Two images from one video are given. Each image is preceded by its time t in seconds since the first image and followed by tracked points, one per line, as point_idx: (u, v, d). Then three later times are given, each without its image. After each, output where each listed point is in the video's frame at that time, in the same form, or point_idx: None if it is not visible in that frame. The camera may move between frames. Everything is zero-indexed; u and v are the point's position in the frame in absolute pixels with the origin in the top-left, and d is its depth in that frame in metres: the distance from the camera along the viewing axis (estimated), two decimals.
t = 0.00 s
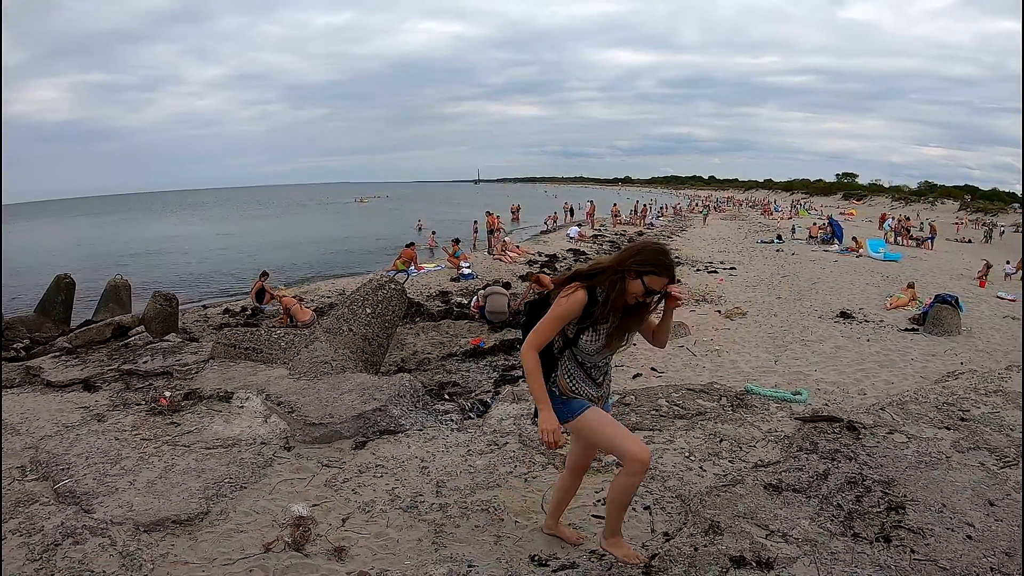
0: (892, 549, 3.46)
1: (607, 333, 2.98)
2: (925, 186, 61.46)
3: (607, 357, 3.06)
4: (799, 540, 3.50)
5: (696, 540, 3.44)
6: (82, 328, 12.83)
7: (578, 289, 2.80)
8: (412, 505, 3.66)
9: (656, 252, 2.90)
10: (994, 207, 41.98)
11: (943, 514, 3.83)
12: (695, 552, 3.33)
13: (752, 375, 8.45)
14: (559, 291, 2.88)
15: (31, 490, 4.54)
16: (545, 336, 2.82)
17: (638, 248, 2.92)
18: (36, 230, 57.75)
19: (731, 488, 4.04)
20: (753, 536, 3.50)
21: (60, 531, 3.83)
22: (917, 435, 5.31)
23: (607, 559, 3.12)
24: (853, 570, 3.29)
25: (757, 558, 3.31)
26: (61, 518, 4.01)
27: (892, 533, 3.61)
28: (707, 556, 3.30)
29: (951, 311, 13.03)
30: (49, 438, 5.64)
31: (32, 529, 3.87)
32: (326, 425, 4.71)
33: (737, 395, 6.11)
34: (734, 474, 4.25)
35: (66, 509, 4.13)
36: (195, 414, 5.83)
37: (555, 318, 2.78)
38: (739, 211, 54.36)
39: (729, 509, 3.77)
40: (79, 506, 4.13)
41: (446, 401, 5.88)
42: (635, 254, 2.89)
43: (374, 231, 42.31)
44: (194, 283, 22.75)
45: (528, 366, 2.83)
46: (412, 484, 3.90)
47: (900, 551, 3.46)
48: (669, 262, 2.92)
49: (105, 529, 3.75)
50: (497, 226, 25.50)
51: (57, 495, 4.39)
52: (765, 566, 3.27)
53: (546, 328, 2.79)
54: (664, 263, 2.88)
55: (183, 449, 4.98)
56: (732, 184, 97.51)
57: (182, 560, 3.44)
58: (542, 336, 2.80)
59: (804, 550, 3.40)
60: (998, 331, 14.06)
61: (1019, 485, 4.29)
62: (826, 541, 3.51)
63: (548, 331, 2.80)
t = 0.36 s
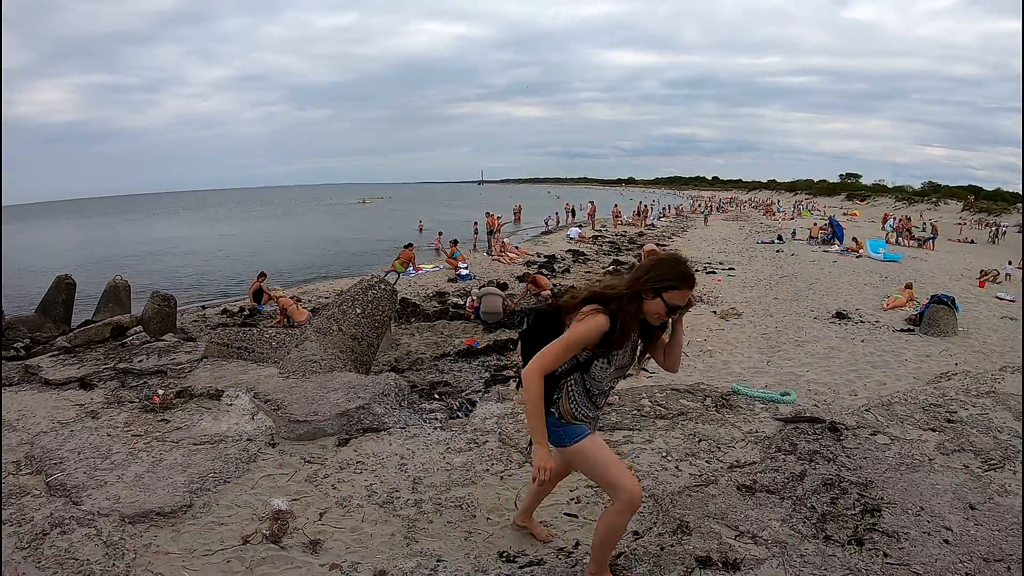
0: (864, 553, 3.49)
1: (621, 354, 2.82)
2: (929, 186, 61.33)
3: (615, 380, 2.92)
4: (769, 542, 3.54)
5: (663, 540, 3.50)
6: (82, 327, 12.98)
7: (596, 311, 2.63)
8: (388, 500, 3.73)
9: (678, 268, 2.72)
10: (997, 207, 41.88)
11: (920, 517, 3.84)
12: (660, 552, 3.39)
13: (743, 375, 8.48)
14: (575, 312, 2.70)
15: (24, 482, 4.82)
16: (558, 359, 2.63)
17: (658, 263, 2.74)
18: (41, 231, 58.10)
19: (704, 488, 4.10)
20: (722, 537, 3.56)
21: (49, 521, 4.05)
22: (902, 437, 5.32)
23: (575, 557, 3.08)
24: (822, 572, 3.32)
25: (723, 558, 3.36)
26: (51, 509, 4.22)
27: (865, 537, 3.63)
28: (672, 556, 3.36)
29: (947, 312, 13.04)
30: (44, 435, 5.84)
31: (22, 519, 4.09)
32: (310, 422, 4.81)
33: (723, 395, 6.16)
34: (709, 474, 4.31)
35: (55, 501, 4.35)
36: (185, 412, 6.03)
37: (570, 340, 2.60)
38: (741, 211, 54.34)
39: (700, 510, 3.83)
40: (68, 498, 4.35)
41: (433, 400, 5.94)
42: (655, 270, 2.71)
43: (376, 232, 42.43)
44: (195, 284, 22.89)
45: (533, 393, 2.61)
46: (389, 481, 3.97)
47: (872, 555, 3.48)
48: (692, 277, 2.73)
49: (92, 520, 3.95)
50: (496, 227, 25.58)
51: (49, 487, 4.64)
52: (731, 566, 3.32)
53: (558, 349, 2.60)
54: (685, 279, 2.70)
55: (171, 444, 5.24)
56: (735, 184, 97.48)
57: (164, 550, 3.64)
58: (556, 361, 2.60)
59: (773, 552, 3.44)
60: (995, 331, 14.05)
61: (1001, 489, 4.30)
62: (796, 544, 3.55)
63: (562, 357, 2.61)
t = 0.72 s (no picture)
0: (843, 567, 3.41)
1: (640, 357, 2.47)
2: (934, 186, 60.98)
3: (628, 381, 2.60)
4: (743, 553, 3.48)
5: (631, 549, 3.47)
6: (79, 326, 13.03)
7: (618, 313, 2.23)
8: (359, 502, 3.72)
9: (710, 253, 2.30)
10: (1004, 207, 41.57)
11: (906, 530, 3.75)
12: (627, 561, 3.36)
13: (738, 378, 8.40)
14: (591, 310, 2.29)
15: (7, 479, 4.87)
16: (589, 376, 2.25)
17: (684, 248, 2.32)
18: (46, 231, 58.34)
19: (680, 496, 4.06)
20: (694, 547, 3.51)
21: (28, 517, 4.15)
22: (893, 443, 5.23)
23: (542, 564, 2.94)
24: None
25: (693, 569, 3.31)
26: (31, 505, 4.34)
27: (846, 550, 3.55)
28: (639, 565, 3.33)
29: (949, 313, 12.91)
30: (29, 433, 5.85)
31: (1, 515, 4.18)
32: (290, 422, 4.84)
33: (712, 398, 6.09)
34: (687, 481, 4.26)
35: (36, 497, 4.46)
36: (169, 411, 6.07)
37: (606, 359, 2.19)
38: (745, 211, 54.12)
39: (674, 519, 3.79)
40: (49, 495, 4.46)
41: (418, 401, 5.89)
42: (680, 256, 2.30)
43: (378, 232, 42.44)
44: (195, 284, 22.95)
45: (612, 433, 2.17)
46: (362, 482, 3.96)
47: (851, 569, 3.41)
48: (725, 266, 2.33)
49: (69, 517, 4.05)
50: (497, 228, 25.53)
51: (30, 484, 4.73)
52: None
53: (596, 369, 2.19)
54: (717, 268, 2.29)
55: (152, 444, 5.38)
56: (739, 185, 97.18)
57: (136, 548, 3.72)
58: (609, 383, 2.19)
59: (744, 564, 3.39)
60: (997, 333, 13.90)
61: (993, 501, 4.20)
62: (772, 556, 3.48)
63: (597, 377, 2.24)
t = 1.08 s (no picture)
0: None
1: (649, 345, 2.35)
2: (939, 187, 60.73)
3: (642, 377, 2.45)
4: (715, 565, 3.48)
5: (602, 559, 3.50)
6: (77, 327, 13.05)
7: (623, 298, 2.11)
8: (336, 505, 3.73)
9: (703, 222, 2.24)
10: (1008, 207, 41.40)
11: (888, 544, 3.71)
12: (596, 570, 3.40)
13: (731, 381, 8.38)
14: (591, 305, 2.15)
15: None
16: (601, 375, 2.11)
17: (675, 220, 2.27)
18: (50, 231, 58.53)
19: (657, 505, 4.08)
20: (667, 559, 3.52)
21: (13, 514, 4.17)
22: (882, 451, 5.19)
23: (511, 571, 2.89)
24: None
25: None
26: (17, 504, 4.35)
27: (823, 564, 3.53)
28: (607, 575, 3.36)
29: (948, 315, 12.87)
30: (19, 433, 5.86)
31: None
32: (273, 424, 4.90)
33: (700, 403, 6.08)
34: (666, 490, 4.27)
35: (21, 496, 4.47)
36: (158, 413, 6.09)
37: (619, 357, 2.09)
38: (748, 211, 53.99)
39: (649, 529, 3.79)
40: (34, 494, 4.47)
41: (405, 404, 5.89)
42: (674, 229, 2.24)
43: (380, 233, 42.47)
44: (195, 284, 22.99)
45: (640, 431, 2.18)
46: (340, 485, 3.98)
47: None
48: (724, 232, 2.28)
49: (53, 516, 4.07)
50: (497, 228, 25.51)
51: (17, 484, 4.74)
52: None
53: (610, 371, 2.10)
54: (714, 234, 2.23)
55: (139, 444, 5.40)
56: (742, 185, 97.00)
57: (117, 546, 3.73)
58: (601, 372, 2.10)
59: None
60: (997, 336, 13.79)
61: (982, 514, 4.15)
62: (744, 568, 3.48)
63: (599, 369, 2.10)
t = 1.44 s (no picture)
0: None
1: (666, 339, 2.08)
2: (941, 187, 60.49)
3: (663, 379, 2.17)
4: (671, 566, 3.52)
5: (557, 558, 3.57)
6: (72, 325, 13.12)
7: (630, 276, 1.88)
8: (305, 499, 3.81)
9: (718, 198, 2.04)
10: (1010, 207, 41.24)
11: (855, 548, 3.71)
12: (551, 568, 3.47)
13: (719, 381, 8.38)
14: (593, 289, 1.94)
15: None
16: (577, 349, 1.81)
17: (687, 199, 2.07)
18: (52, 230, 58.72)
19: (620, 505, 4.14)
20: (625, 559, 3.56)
21: None
22: (862, 453, 5.19)
23: (468, 566, 2.88)
24: None
25: None
26: None
27: (783, 567, 3.54)
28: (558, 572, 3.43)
29: (942, 315, 12.84)
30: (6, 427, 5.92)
31: None
32: (250, 420, 4.99)
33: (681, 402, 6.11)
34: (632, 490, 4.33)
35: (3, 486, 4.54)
36: (142, 408, 6.13)
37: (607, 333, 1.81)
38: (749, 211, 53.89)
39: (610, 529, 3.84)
40: (17, 484, 4.54)
41: (386, 401, 5.93)
42: (686, 207, 2.04)
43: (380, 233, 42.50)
44: (194, 284, 23.07)
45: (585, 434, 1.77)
46: (310, 478, 4.08)
47: None
48: (742, 210, 2.06)
49: (33, 505, 4.14)
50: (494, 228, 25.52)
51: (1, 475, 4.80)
52: None
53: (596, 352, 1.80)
54: (732, 211, 2.02)
55: (121, 438, 5.46)
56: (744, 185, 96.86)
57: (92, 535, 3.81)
58: (579, 360, 1.79)
59: None
60: (992, 336, 13.75)
61: (959, 519, 4.13)
62: (699, 568, 3.51)
63: (592, 353, 1.80)
